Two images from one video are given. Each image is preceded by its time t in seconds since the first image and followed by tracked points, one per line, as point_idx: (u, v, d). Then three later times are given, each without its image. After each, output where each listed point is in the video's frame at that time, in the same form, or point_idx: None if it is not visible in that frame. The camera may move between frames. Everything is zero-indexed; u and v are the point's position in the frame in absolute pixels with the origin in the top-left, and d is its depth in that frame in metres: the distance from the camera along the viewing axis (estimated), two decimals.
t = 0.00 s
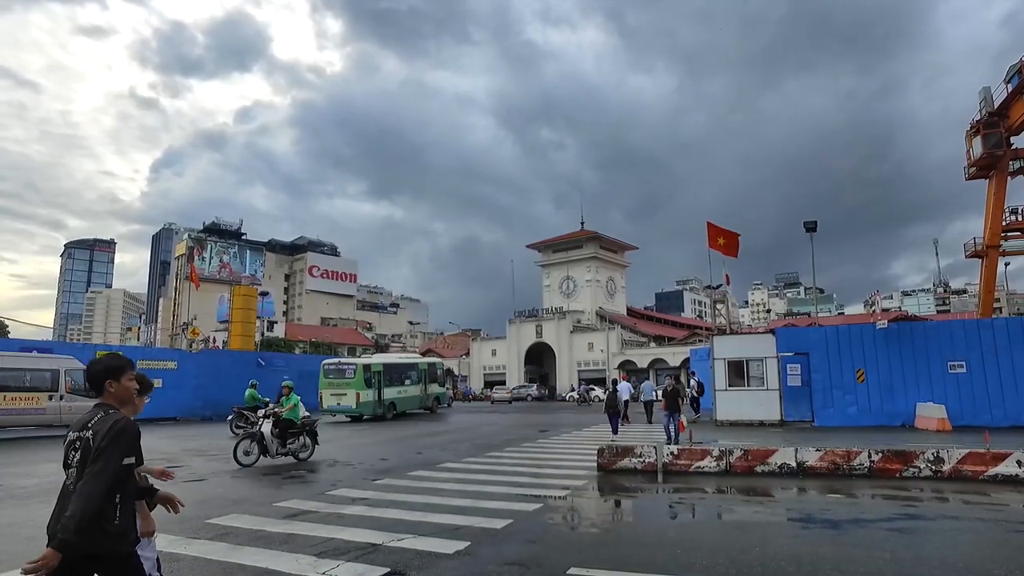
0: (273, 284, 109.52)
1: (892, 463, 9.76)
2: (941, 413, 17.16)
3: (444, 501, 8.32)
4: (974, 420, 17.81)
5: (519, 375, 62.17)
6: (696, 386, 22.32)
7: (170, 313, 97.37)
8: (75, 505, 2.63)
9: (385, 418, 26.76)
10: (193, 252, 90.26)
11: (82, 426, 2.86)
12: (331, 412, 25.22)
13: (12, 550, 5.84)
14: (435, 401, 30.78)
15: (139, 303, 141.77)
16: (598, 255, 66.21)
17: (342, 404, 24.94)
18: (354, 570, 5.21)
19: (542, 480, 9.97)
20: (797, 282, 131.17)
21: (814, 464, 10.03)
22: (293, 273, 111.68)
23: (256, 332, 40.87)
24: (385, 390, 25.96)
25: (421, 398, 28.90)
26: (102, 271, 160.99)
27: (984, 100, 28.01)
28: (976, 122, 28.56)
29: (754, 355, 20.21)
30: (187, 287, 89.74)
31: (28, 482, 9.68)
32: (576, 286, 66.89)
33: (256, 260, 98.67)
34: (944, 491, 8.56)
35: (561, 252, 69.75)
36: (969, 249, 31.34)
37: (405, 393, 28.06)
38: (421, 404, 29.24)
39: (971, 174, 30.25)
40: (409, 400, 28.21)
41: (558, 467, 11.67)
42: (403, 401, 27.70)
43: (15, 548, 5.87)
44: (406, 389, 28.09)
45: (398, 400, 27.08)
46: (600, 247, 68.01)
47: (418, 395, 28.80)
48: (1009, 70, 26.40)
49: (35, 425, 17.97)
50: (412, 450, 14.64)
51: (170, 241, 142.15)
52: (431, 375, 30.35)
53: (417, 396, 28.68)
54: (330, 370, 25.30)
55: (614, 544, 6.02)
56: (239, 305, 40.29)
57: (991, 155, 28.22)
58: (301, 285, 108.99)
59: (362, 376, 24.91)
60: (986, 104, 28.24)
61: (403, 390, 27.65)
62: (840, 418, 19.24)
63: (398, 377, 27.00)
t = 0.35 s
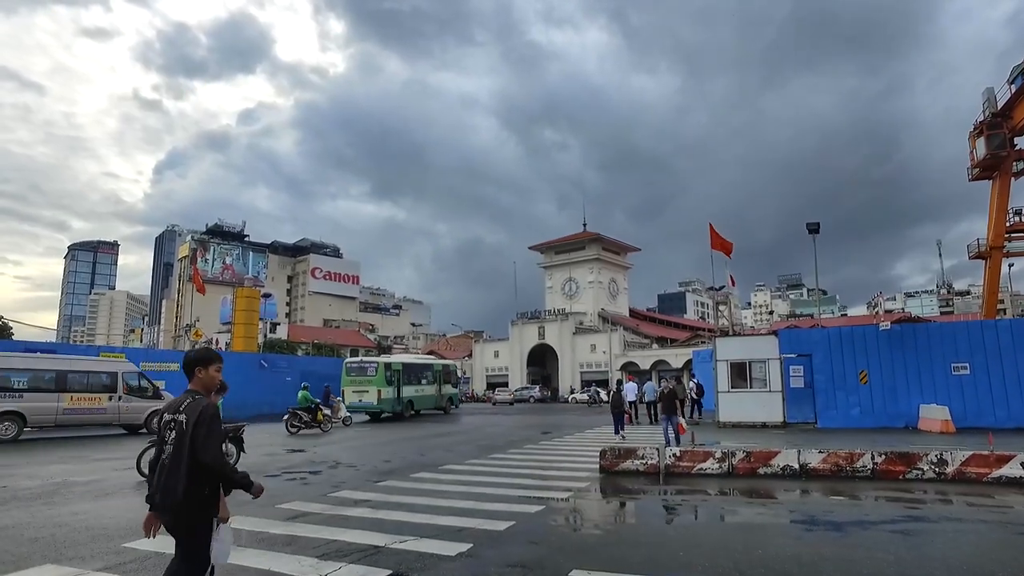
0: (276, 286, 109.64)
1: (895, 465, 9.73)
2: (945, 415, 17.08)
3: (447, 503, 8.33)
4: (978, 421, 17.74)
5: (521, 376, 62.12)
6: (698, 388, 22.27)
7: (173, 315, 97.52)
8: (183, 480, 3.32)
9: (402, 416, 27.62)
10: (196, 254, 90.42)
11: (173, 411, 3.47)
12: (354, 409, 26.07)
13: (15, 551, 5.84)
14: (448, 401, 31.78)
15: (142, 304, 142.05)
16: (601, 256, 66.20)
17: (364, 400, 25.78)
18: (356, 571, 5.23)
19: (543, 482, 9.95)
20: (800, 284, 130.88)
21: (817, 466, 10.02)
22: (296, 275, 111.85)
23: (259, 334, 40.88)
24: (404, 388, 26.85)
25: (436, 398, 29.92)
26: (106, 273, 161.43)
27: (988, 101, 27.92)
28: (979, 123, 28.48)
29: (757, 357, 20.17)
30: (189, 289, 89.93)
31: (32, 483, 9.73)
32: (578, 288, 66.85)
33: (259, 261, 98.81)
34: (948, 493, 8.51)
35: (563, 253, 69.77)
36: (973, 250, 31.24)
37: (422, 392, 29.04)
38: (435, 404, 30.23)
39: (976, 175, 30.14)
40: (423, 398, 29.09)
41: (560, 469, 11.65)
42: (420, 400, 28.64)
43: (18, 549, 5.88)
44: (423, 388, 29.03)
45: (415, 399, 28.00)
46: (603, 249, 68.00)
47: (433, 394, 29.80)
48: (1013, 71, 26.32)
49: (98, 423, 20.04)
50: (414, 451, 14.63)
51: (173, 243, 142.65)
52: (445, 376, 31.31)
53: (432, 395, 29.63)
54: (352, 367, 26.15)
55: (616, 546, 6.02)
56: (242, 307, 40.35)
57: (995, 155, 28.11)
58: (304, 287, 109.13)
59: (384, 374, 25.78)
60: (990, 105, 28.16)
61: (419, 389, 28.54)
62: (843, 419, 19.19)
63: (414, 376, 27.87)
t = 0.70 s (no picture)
0: (279, 287, 109.92)
1: (900, 467, 9.69)
2: (950, 417, 17.01)
3: (451, 504, 8.33)
4: (983, 423, 17.66)
5: (524, 378, 62.12)
6: (700, 390, 22.23)
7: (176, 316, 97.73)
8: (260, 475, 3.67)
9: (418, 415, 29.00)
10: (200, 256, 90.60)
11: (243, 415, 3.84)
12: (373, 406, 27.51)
13: (19, 552, 5.85)
14: (461, 403, 33.13)
15: (146, 306, 142.36)
16: (603, 258, 66.18)
17: (384, 398, 27.32)
18: (359, 572, 5.23)
19: (546, 484, 9.94)
20: (803, 284, 130.62)
21: (821, 468, 9.98)
22: (299, 276, 111.99)
23: (262, 335, 40.87)
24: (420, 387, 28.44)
25: (450, 399, 31.33)
26: (110, 274, 161.85)
27: (992, 101, 27.85)
28: (983, 123, 28.41)
29: (760, 358, 20.12)
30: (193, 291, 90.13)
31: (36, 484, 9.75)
32: (581, 289, 66.84)
33: (262, 263, 98.96)
34: (953, 495, 8.47)
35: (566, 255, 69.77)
36: (977, 251, 31.14)
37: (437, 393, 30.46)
38: (449, 404, 31.60)
39: (980, 176, 30.04)
40: (438, 398, 30.59)
41: (563, 470, 11.62)
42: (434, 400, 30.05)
43: (22, 550, 5.88)
44: (438, 389, 30.43)
45: (430, 399, 29.38)
46: (605, 250, 67.98)
47: (447, 395, 31.17)
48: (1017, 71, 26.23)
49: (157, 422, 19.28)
50: (417, 453, 14.63)
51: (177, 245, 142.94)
52: (459, 378, 32.63)
53: (446, 395, 31.07)
54: (373, 366, 27.75)
55: (620, 547, 6.02)
56: (244, 308, 40.41)
57: (999, 156, 28.02)
58: (307, 288, 109.26)
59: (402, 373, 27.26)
60: (994, 105, 28.08)
61: (434, 389, 29.95)
62: (847, 421, 19.13)
63: (430, 376, 29.45)
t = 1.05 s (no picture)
0: (282, 288, 110.15)
1: (903, 467, 9.66)
2: (954, 416, 16.96)
3: (454, 504, 8.34)
4: (987, 423, 17.59)
5: (527, 377, 62.14)
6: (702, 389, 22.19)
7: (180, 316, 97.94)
8: (306, 472, 4.26)
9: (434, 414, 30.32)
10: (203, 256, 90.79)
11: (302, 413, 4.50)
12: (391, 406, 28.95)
13: (24, 551, 5.86)
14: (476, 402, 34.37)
15: (150, 306, 142.68)
16: (606, 257, 66.17)
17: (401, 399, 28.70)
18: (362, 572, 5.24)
19: (549, 484, 9.95)
20: (806, 284, 130.27)
21: (824, 468, 9.96)
22: (302, 276, 112.15)
23: (265, 335, 40.99)
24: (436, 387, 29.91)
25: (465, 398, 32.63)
26: (114, 275, 162.29)
27: (996, 100, 27.75)
28: (987, 122, 28.33)
29: (763, 358, 20.09)
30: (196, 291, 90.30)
31: (42, 484, 9.80)
32: (583, 289, 66.82)
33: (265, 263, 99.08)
34: (957, 495, 8.45)
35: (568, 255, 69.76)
36: (981, 250, 31.02)
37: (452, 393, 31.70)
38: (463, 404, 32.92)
39: (983, 175, 29.92)
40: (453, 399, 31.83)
41: (566, 470, 11.63)
42: (450, 400, 31.32)
43: (27, 549, 5.91)
44: (452, 389, 31.70)
45: (445, 399, 30.66)
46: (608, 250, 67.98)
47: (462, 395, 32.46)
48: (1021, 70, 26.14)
49: (213, 421, 20.42)
50: (420, 453, 14.66)
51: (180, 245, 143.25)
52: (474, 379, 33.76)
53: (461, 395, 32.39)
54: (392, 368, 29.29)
55: (623, 547, 6.02)
56: (248, 308, 40.52)
57: (1003, 155, 27.92)
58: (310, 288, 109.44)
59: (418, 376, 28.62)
60: (998, 105, 27.99)
61: (450, 390, 31.25)
62: (850, 421, 19.09)
63: (446, 377, 30.85)
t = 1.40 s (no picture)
0: (285, 287, 110.17)
1: (906, 467, 9.64)
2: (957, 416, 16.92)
3: (457, 504, 8.36)
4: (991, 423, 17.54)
5: (529, 377, 62.13)
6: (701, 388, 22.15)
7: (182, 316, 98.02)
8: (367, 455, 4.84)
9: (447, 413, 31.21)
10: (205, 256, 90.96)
11: (352, 406, 5.02)
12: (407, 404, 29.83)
13: (29, 550, 5.89)
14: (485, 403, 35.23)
15: (152, 305, 142.89)
16: (608, 257, 66.15)
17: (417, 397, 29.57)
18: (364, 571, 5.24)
19: (552, 484, 9.94)
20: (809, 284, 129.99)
21: (827, 468, 9.95)
22: (304, 276, 112.26)
23: (267, 335, 41.05)
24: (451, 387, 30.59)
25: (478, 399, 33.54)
26: (116, 274, 162.73)
27: (1000, 99, 27.69)
28: (991, 121, 28.31)
29: (765, 358, 20.03)
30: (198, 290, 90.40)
31: (46, 483, 9.84)
32: (585, 289, 66.82)
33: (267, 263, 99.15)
34: (961, 495, 8.44)
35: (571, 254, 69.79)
36: (985, 249, 30.94)
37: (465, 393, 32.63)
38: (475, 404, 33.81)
39: (987, 175, 29.86)
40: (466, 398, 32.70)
41: (569, 470, 11.65)
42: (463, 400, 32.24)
43: (31, 548, 5.93)
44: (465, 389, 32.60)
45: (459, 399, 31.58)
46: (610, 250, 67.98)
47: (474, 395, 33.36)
48: None
49: (256, 419, 21.82)
50: (423, 453, 14.72)
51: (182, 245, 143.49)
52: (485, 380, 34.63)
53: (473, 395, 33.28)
54: (408, 368, 30.20)
55: (624, 547, 6.02)
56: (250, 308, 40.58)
57: (1007, 155, 27.88)
58: (312, 287, 109.52)
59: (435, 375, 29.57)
60: (1001, 104, 27.93)
61: (463, 390, 32.16)
62: (852, 421, 19.06)
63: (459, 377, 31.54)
